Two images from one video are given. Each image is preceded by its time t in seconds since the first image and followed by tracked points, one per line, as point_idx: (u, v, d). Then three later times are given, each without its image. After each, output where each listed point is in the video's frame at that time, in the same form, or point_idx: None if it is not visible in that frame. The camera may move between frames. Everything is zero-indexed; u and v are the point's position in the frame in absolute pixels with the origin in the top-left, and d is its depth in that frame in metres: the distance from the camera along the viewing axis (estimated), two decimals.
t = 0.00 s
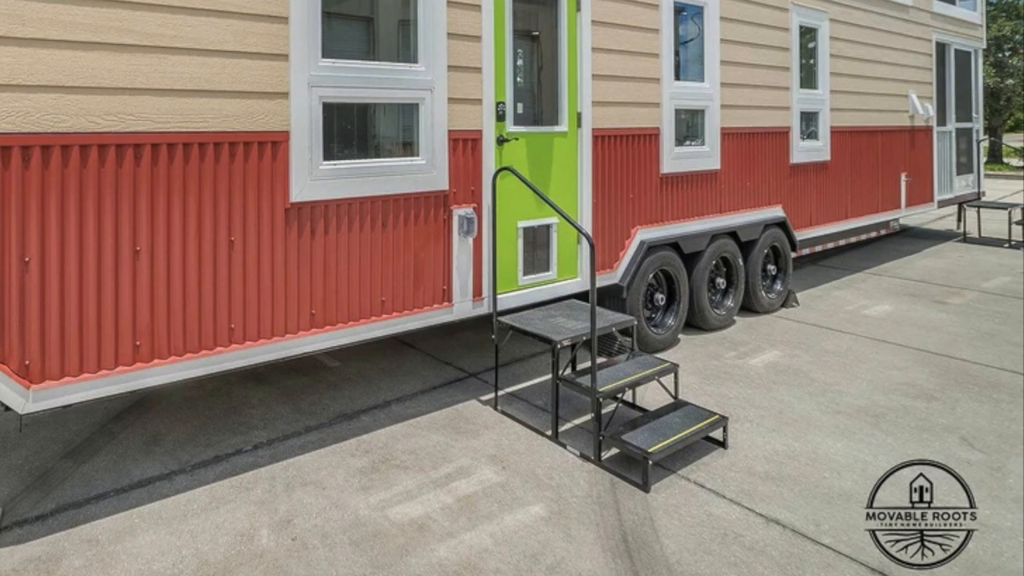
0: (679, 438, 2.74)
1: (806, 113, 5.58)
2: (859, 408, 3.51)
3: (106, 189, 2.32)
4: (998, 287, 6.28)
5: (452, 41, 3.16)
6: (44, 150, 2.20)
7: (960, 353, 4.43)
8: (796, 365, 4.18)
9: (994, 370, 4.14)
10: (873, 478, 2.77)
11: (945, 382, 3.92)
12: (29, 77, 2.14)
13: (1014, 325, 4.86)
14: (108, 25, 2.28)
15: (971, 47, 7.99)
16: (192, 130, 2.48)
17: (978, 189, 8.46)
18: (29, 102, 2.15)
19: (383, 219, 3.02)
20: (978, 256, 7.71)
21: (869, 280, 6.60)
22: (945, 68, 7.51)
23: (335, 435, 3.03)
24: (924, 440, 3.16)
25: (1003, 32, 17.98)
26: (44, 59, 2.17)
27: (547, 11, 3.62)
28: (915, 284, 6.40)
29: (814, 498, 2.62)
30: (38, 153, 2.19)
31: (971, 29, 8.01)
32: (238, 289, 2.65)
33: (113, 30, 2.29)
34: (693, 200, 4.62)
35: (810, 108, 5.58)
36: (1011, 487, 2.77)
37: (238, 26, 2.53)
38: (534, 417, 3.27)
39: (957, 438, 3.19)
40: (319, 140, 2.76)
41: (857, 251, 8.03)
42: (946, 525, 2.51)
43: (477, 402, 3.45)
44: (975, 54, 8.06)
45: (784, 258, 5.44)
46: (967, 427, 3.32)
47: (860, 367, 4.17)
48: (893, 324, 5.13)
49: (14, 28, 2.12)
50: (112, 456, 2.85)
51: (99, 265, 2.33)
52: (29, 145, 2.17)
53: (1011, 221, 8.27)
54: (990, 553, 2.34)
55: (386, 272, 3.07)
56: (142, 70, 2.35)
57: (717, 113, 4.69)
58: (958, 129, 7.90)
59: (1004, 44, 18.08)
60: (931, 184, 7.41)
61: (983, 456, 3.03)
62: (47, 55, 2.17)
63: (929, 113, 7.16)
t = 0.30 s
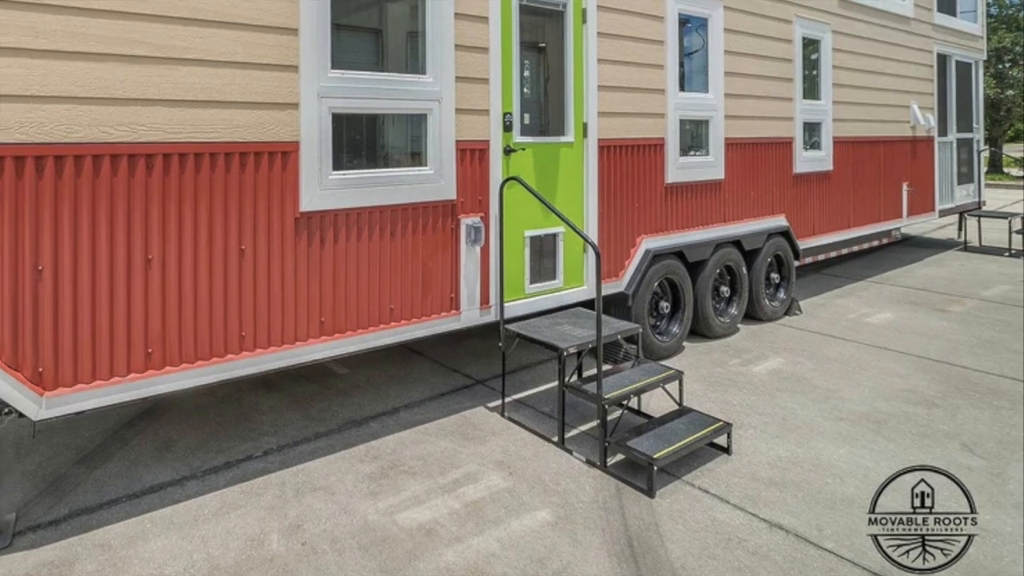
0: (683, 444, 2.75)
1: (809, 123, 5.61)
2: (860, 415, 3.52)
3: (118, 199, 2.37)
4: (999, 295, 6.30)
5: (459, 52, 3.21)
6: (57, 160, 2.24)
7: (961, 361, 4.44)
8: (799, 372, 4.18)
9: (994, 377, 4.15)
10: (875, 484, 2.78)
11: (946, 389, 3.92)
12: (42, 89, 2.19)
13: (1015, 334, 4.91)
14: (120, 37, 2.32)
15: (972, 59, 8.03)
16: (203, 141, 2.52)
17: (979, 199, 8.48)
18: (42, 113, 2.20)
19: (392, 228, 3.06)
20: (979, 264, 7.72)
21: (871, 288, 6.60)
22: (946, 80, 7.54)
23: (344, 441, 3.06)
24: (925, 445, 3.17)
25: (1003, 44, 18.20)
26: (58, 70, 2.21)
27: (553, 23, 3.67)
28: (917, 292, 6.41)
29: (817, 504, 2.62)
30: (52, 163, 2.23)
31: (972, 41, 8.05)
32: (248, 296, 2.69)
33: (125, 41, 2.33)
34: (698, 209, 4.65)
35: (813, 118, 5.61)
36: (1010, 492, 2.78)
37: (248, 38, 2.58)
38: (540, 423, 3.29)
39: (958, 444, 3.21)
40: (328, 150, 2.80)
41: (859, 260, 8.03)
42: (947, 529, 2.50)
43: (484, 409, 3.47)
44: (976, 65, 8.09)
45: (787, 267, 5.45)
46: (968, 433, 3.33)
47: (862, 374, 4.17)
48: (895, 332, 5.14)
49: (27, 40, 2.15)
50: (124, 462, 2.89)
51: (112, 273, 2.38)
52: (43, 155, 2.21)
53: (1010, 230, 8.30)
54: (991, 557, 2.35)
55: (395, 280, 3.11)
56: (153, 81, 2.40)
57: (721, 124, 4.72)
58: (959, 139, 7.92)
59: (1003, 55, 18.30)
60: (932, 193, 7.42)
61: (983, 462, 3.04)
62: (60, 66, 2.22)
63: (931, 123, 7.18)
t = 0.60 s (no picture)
0: (688, 451, 2.77)
1: (812, 134, 5.64)
2: (863, 421, 3.52)
3: (131, 209, 2.41)
4: (999, 303, 6.30)
5: (466, 63, 3.25)
6: (71, 171, 2.28)
7: (962, 368, 4.44)
8: (802, 379, 4.18)
9: (994, 384, 4.15)
10: (877, 489, 2.79)
11: (947, 397, 3.92)
12: (56, 100, 2.23)
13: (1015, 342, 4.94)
14: (134, 49, 2.37)
15: (973, 70, 8.06)
16: (215, 151, 2.57)
17: (980, 208, 8.50)
18: (56, 124, 2.24)
19: (401, 237, 3.11)
20: (980, 273, 7.72)
21: (873, 296, 6.59)
22: (947, 91, 7.56)
23: (354, 448, 3.09)
24: (926, 452, 3.18)
25: (1003, 55, 18.19)
26: (72, 81, 2.26)
27: (560, 36, 3.72)
28: (919, 300, 6.40)
29: (820, 509, 2.63)
30: (66, 173, 2.27)
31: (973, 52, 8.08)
32: (259, 304, 2.74)
33: (138, 53, 2.38)
34: (703, 219, 4.68)
35: (816, 129, 5.64)
36: (1010, 498, 2.82)
37: (260, 50, 2.63)
38: (547, 430, 3.31)
39: (959, 450, 3.21)
40: (338, 161, 2.85)
41: (862, 268, 8.03)
42: (948, 535, 2.54)
43: (492, 415, 3.50)
44: (977, 76, 8.13)
45: (790, 275, 5.46)
46: (969, 440, 3.33)
47: (864, 382, 4.17)
48: (897, 339, 5.14)
49: (42, 52, 2.20)
50: (137, 468, 2.93)
51: (125, 282, 2.42)
52: (57, 165, 2.25)
53: (1010, 239, 8.31)
54: (992, 562, 2.38)
55: (403, 289, 3.15)
56: (166, 93, 2.45)
57: (726, 135, 4.75)
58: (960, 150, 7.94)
59: (1004, 67, 18.28)
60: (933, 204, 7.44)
61: (984, 468, 3.05)
62: (74, 77, 2.26)
63: (931, 134, 7.20)
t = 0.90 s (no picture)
0: (693, 457, 2.78)
1: (815, 144, 5.66)
2: (865, 428, 3.52)
3: (143, 218, 2.45)
4: (999, 311, 6.29)
5: (474, 75, 3.30)
6: (84, 181, 2.32)
7: (963, 375, 4.44)
8: (805, 387, 4.17)
9: (995, 391, 4.13)
10: (879, 495, 2.79)
11: (948, 403, 3.92)
12: (68, 111, 2.27)
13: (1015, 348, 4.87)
14: (146, 60, 2.41)
15: (974, 81, 8.11)
16: (227, 162, 2.62)
17: (980, 218, 8.52)
18: (69, 134, 2.28)
19: (409, 246, 3.15)
20: (980, 281, 7.72)
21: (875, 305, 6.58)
22: (948, 102, 7.59)
23: (363, 454, 3.12)
24: (928, 458, 3.18)
25: (1004, 67, 18.37)
26: (85, 92, 2.30)
27: (566, 48, 3.77)
28: (920, 308, 6.40)
29: (823, 514, 2.63)
30: (79, 184, 2.31)
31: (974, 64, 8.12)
32: (270, 312, 2.78)
33: (150, 65, 2.42)
34: (707, 228, 4.71)
35: (818, 140, 5.66)
36: (1011, 504, 2.80)
37: (270, 62, 2.68)
38: (554, 436, 3.33)
39: (959, 456, 3.21)
40: (348, 171, 2.90)
41: (863, 277, 8.02)
42: (948, 540, 2.54)
43: (499, 422, 3.52)
44: (977, 88, 8.18)
45: (793, 284, 5.47)
46: (969, 446, 3.33)
47: (867, 389, 4.16)
48: (898, 347, 5.13)
49: (55, 64, 2.24)
50: (149, 474, 2.97)
51: (138, 290, 2.46)
52: (70, 175, 2.29)
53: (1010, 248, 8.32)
54: (992, 566, 2.38)
55: (412, 297, 3.19)
56: (178, 104, 2.49)
57: (729, 145, 4.78)
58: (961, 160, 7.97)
59: (1004, 78, 18.51)
60: (934, 214, 7.46)
61: (984, 474, 3.05)
62: (87, 88, 2.31)
63: (932, 145, 7.22)
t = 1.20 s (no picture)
0: (698, 463, 2.79)
1: (818, 155, 5.69)
2: (867, 434, 3.52)
3: (155, 228, 2.50)
4: (999, 319, 6.27)
5: (481, 86, 3.35)
6: (96, 191, 2.37)
7: (963, 382, 4.43)
8: (808, 394, 4.17)
9: (995, 398, 4.13)
10: (881, 501, 2.80)
11: (949, 410, 3.91)
12: (82, 122, 2.32)
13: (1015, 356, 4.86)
14: (158, 72, 2.46)
15: (975, 92, 8.15)
16: (238, 172, 2.66)
17: (981, 227, 8.54)
18: (82, 145, 2.33)
19: (418, 255, 3.19)
20: (981, 290, 7.71)
21: (877, 313, 6.57)
22: (949, 113, 7.62)
23: (372, 460, 3.15)
24: (929, 464, 3.18)
25: (1004, 78, 18.53)
26: (98, 103, 2.35)
27: (572, 59, 3.81)
28: (921, 316, 6.38)
29: (826, 520, 2.64)
30: (91, 194, 2.36)
31: (975, 76, 8.15)
32: (280, 320, 2.82)
33: (162, 76, 2.47)
34: (712, 237, 4.73)
35: (822, 150, 5.68)
36: (1011, 509, 2.78)
37: (281, 73, 2.73)
38: (560, 442, 3.35)
39: (960, 462, 3.21)
40: (357, 181, 2.95)
41: (865, 285, 8.02)
42: (949, 545, 2.54)
43: (506, 429, 3.54)
44: (978, 99, 8.22)
45: (796, 292, 5.49)
46: (970, 452, 3.33)
47: (869, 396, 4.15)
48: (900, 354, 5.12)
49: (68, 75, 2.29)
50: (161, 480, 3.01)
51: (150, 298, 2.51)
52: (83, 186, 2.34)
53: (1010, 258, 8.33)
54: (992, 571, 2.37)
55: (420, 305, 3.23)
56: (190, 115, 2.54)
57: (733, 156, 4.81)
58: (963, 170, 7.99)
59: (1004, 89, 18.73)
60: (936, 223, 7.47)
61: (984, 479, 3.05)
62: (101, 100, 2.35)
63: (934, 155, 7.23)
